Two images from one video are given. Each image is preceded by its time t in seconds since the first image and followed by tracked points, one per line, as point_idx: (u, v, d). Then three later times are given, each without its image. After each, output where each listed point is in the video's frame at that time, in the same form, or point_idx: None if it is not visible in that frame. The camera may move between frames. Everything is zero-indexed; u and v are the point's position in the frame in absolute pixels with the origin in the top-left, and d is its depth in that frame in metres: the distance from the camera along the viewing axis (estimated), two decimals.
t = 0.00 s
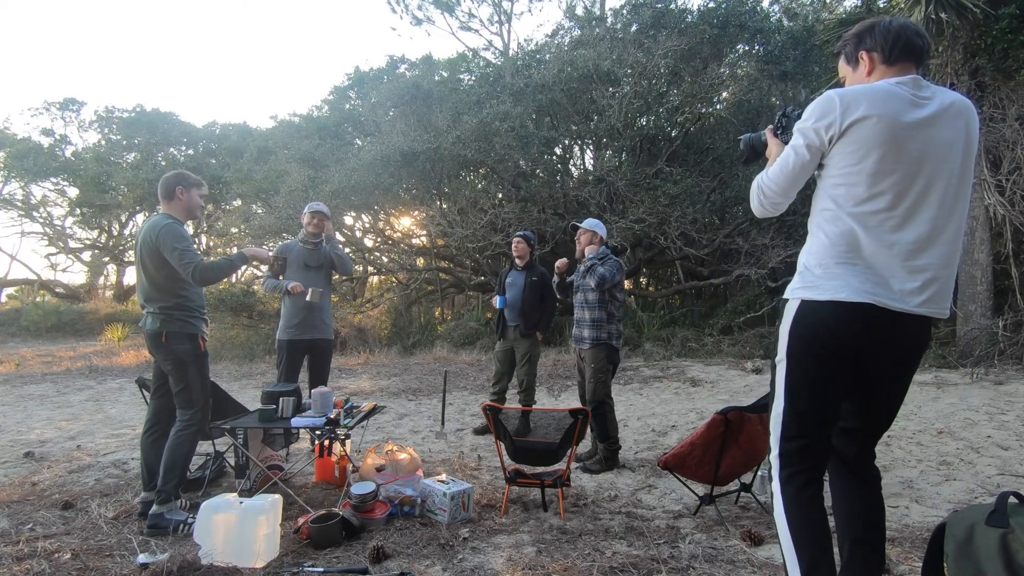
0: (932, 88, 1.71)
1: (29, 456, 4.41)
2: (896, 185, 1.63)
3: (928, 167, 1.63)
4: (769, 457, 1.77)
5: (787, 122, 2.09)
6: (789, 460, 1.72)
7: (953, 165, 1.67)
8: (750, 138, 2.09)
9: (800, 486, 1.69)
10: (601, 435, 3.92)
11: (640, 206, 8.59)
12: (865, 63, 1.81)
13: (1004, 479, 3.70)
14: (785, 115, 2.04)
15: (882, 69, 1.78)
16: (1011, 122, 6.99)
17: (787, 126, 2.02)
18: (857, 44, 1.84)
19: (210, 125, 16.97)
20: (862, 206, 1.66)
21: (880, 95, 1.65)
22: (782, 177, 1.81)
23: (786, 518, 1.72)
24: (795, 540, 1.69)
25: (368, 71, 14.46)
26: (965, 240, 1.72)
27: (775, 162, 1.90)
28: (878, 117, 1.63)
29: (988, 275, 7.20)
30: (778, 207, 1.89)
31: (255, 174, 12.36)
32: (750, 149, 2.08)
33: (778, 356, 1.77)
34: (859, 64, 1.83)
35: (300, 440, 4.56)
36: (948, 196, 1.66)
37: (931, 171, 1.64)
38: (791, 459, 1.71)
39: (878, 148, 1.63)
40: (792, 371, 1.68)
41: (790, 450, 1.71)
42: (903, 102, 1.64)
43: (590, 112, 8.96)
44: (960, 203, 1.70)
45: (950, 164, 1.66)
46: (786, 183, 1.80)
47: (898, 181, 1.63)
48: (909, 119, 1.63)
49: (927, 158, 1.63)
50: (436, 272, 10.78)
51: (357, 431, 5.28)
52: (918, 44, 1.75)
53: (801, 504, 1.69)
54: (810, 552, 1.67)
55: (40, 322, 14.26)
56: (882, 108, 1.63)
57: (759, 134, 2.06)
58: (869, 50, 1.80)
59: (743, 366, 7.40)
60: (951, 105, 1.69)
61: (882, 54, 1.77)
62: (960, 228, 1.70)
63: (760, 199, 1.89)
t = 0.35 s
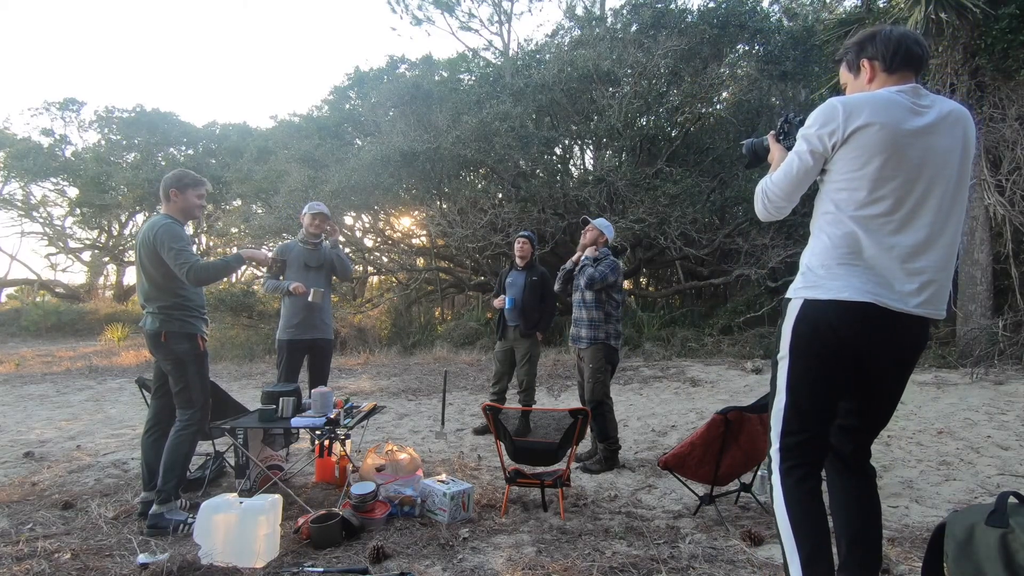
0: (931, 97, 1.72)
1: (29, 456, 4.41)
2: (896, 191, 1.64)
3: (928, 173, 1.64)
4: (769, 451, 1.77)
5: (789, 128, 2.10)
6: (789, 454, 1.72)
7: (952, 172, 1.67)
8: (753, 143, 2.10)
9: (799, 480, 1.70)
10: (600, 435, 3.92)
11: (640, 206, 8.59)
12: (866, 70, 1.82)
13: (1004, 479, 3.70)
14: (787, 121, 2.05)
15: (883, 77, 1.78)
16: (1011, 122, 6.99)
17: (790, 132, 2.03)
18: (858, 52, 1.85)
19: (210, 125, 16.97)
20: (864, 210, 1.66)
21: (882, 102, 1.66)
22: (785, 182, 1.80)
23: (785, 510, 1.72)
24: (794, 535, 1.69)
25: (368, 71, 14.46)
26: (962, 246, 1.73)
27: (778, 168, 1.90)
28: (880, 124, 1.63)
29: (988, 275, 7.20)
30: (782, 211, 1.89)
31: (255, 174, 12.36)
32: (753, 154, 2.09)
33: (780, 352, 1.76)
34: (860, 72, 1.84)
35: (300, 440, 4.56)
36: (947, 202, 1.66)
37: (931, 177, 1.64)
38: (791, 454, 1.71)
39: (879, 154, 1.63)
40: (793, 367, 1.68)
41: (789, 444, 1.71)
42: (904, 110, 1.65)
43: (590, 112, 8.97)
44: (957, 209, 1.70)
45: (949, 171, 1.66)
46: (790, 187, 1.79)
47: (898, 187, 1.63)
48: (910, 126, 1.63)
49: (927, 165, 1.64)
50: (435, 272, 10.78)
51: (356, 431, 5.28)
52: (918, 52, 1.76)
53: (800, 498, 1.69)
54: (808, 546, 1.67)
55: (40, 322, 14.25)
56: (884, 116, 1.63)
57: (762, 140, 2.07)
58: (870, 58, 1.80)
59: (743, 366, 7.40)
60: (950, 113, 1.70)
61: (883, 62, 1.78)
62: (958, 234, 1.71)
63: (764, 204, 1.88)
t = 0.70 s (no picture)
0: (935, 102, 1.72)
1: (29, 456, 4.41)
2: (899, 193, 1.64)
3: (931, 177, 1.64)
4: (769, 447, 1.77)
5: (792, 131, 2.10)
6: (789, 450, 1.71)
7: (955, 177, 1.68)
8: (757, 145, 2.09)
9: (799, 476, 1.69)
10: (601, 435, 3.92)
11: (640, 206, 8.59)
12: (871, 74, 1.81)
13: (1004, 479, 3.70)
14: (792, 122, 2.05)
15: (888, 81, 1.78)
16: (1011, 123, 6.98)
17: (795, 134, 2.03)
18: (863, 56, 1.84)
19: (210, 125, 16.97)
20: (868, 212, 1.66)
21: (887, 107, 1.66)
22: (791, 182, 1.80)
23: (785, 505, 1.71)
24: (795, 530, 1.68)
25: (368, 71, 14.47)
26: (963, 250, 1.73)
27: (784, 170, 1.90)
28: (885, 128, 1.63)
29: (988, 275, 7.20)
30: (787, 213, 1.88)
31: (255, 174, 12.36)
32: (758, 155, 2.08)
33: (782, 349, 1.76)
34: (865, 76, 1.84)
35: (300, 440, 4.56)
36: (949, 206, 1.67)
37: (934, 182, 1.65)
38: (791, 451, 1.71)
39: (884, 157, 1.63)
40: (796, 364, 1.67)
41: (790, 440, 1.71)
42: (909, 114, 1.65)
43: (590, 112, 8.97)
44: (959, 213, 1.71)
45: (951, 176, 1.67)
46: (796, 189, 1.78)
47: (901, 190, 1.64)
48: (914, 131, 1.63)
49: (930, 169, 1.64)
50: (436, 272, 10.78)
51: (356, 431, 5.28)
52: (923, 58, 1.76)
53: (801, 494, 1.68)
54: (808, 541, 1.66)
55: (40, 322, 14.26)
56: (889, 120, 1.63)
57: (766, 142, 2.06)
58: (876, 62, 1.80)
59: (742, 366, 7.40)
60: (954, 118, 1.70)
61: (889, 67, 1.78)
62: (960, 237, 1.71)
63: (770, 205, 1.87)
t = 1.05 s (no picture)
0: (938, 106, 1.72)
1: (29, 456, 4.41)
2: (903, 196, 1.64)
3: (935, 180, 1.65)
4: (769, 445, 1.76)
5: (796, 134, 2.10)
6: (789, 448, 1.71)
7: (956, 180, 1.68)
8: (761, 145, 2.07)
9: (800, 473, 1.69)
10: (600, 435, 3.92)
11: (640, 206, 8.59)
12: (875, 78, 1.81)
13: (1004, 479, 3.70)
14: (797, 124, 2.04)
15: (893, 85, 1.78)
16: (1011, 122, 6.98)
17: (800, 135, 2.02)
18: (868, 60, 1.84)
19: (210, 125, 16.97)
20: (871, 214, 1.66)
21: (893, 110, 1.66)
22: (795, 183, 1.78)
23: (785, 503, 1.71)
24: (795, 527, 1.68)
25: (368, 71, 14.47)
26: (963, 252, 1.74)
27: (788, 171, 1.89)
28: (889, 131, 1.63)
29: (988, 275, 7.20)
30: (791, 214, 1.87)
31: (255, 174, 12.36)
32: (762, 156, 2.06)
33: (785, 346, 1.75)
34: (869, 79, 1.83)
35: (300, 440, 4.56)
36: (950, 209, 1.67)
37: (937, 185, 1.65)
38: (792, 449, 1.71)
39: (888, 159, 1.63)
40: (798, 362, 1.67)
41: (790, 438, 1.70)
42: (913, 118, 1.65)
43: (590, 112, 8.96)
44: (960, 216, 1.72)
45: (953, 178, 1.68)
46: (800, 190, 1.77)
47: (905, 192, 1.64)
48: (920, 134, 1.63)
49: (932, 172, 1.64)
50: (435, 272, 10.77)
51: (356, 431, 5.28)
52: (928, 62, 1.76)
53: (801, 492, 1.68)
54: (808, 540, 1.66)
55: (40, 322, 14.26)
56: (893, 123, 1.63)
57: (771, 142, 2.05)
58: (881, 66, 1.80)
59: (743, 366, 7.39)
60: (956, 122, 1.71)
61: (893, 70, 1.78)
62: (959, 240, 1.72)
63: (773, 206, 1.86)
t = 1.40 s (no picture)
0: (939, 108, 1.73)
1: (29, 456, 4.41)
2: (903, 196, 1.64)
3: (934, 180, 1.65)
4: (762, 441, 1.77)
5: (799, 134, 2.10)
6: (783, 444, 1.72)
7: (956, 181, 1.68)
8: (761, 147, 2.07)
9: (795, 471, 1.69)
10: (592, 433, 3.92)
11: (640, 206, 8.59)
12: (878, 78, 1.81)
13: (1004, 479, 3.70)
14: (798, 125, 2.04)
15: (894, 86, 1.78)
16: (1011, 122, 6.97)
17: (800, 137, 2.02)
18: (871, 59, 1.84)
19: (210, 125, 16.97)
20: (870, 213, 1.67)
21: (895, 111, 1.66)
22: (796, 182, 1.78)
23: (781, 498, 1.71)
24: (788, 523, 1.69)
25: (368, 71, 14.46)
26: (962, 254, 1.74)
27: (789, 172, 1.89)
28: (890, 131, 1.63)
29: (988, 275, 7.20)
30: (791, 214, 1.87)
31: (255, 174, 12.36)
32: (762, 157, 2.05)
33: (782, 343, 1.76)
34: (871, 78, 1.83)
35: (300, 440, 4.56)
36: (949, 210, 1.68)
37: (936, 185, 1.66)
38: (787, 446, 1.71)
39: (889, 158, 1.63)
40: (795, 361, 1.68)
41: (784, 435, 1.71)
42: (913, 118, 1.65)
43: (590, 112, 8.96)
44: (959, 218, 1.72)
45: (953, 180, 1.68)
46: (801, 190, 1.77)
47: (905, 192, 1.64)
48: (920, 135, 1.64)
49: (932, 172, 1.65)
50: (436, 272, 10.77)
51: (356, 431, 5.28)
52: (931, 66, 1.76)
53: (795, 486, 1.68)
54: (800, 535, 1.67)
55: (40, 322, 14.27)
56: (894, 123, 1.63)
57: (772, 143, 2.05)
58: (884, 66, 1.80)
59: (743, 366, 7.39)
60: (956, 125, 1.71)
61: (896, 72, 1.78)
62: (958, 242, 1.72)
63: (775, 206, 1.86)
